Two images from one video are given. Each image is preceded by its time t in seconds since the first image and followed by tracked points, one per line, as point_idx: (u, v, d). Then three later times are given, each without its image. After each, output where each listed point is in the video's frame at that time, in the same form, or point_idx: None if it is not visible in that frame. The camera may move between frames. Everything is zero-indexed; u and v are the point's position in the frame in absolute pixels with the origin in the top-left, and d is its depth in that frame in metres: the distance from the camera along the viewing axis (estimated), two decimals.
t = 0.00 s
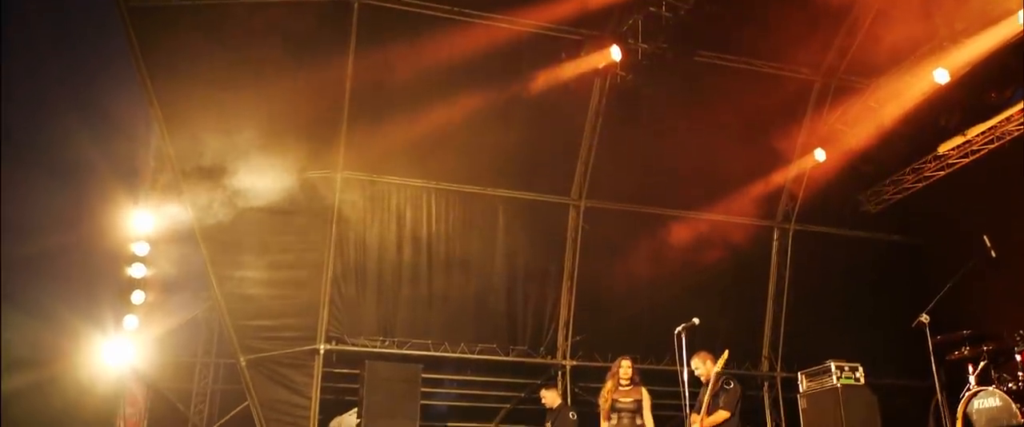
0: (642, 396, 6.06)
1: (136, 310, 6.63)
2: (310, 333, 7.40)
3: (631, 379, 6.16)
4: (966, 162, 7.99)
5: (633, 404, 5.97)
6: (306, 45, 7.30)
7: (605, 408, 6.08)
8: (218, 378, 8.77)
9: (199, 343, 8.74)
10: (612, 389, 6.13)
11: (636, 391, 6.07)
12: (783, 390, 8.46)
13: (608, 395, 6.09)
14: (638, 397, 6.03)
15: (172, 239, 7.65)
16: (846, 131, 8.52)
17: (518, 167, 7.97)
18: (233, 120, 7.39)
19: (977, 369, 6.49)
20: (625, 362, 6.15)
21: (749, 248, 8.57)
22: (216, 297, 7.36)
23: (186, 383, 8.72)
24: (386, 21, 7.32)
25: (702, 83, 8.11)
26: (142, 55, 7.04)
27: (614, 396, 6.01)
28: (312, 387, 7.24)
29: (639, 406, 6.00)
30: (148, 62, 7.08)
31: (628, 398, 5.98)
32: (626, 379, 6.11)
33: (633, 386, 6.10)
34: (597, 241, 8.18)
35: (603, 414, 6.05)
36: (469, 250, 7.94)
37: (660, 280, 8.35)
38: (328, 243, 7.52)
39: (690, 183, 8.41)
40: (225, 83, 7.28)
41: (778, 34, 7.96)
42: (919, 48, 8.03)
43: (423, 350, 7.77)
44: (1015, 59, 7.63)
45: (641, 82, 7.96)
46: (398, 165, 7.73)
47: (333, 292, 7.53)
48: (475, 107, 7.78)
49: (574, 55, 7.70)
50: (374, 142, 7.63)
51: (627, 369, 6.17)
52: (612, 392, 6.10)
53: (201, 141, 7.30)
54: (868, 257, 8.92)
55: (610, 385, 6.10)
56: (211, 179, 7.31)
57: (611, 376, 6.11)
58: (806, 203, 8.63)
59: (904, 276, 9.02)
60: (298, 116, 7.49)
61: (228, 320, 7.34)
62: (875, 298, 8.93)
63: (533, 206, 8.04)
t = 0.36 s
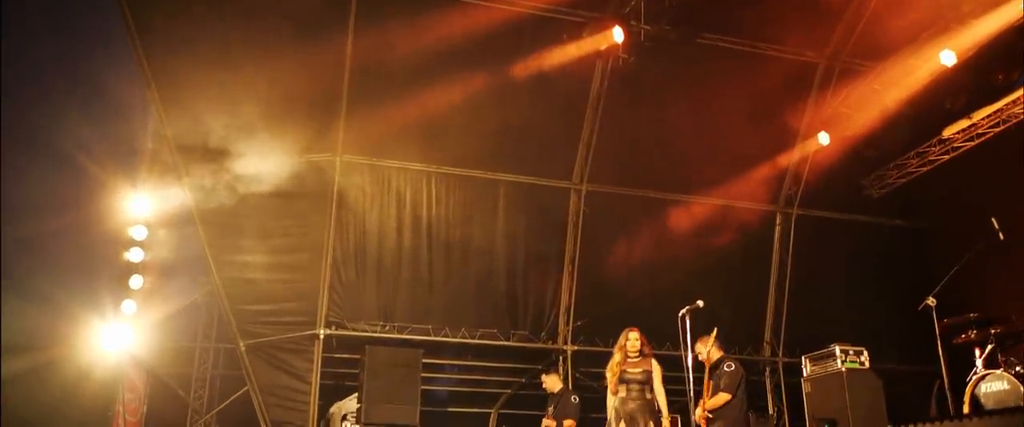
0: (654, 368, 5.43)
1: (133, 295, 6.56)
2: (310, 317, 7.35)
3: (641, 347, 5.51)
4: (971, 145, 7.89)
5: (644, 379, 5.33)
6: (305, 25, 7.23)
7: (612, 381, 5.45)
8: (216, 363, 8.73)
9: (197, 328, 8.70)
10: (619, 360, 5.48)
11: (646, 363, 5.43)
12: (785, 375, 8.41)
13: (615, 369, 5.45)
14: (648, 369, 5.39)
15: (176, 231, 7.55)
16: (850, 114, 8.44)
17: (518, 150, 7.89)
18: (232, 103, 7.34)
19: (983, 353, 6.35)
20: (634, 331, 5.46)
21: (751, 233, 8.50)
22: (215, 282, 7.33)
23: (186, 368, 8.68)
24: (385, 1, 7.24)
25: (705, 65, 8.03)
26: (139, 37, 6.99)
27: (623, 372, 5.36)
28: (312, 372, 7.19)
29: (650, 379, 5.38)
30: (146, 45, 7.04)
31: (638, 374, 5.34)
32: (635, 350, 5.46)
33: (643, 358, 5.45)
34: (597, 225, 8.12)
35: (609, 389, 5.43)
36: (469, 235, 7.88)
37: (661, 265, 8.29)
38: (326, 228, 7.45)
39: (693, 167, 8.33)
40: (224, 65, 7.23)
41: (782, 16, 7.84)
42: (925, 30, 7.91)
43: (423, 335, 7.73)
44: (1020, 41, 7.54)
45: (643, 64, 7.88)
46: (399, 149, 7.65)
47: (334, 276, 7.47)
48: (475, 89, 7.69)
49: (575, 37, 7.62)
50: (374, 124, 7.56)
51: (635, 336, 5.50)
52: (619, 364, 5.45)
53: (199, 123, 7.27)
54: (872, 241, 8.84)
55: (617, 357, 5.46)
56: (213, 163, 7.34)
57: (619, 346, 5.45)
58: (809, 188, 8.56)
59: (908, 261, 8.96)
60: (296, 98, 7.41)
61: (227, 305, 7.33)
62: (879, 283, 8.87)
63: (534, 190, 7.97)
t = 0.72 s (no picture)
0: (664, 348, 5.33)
1: (128, 278, 6.46)
2: (307, 302, 7.30)
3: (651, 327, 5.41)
4: (975, 129, 7.81)
5: (655, 359, 5.24)
6: (302, 6, 7.14)
7: (622, 359, 5.36)
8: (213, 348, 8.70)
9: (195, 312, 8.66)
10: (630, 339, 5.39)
11: (657, 342, 5.33)
12: (784, 360, 8.38)
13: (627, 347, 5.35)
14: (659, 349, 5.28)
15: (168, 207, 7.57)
16: (852, 98, 8.35)
17: (517, 134, 7.81)
18: (229, 85, 7.27)
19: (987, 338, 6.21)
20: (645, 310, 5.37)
21: (751, 218, 8.44)
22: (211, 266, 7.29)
23: (183, 353, 8.65)
24: None
25: (706, 48, 7.95)
26: (134, 18, 6.96)
27: (634, 350, 5.27)
28: (309, 357, 7.14)
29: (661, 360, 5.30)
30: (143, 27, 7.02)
31: (649, 353, 5.24)
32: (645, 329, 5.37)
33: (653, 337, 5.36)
34: (596, 210, 8.05)
35: (619, 366, 5.35)
36: (468, 219, 7.81)
37: (660, 250, 8.24)
38: (323, 212, 7.39)
39: (693, 152, 8.26)
40: (222, 47, 7.16)
41: None
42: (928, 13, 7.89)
43: (421, 320, 7.69)
44: None
45: (643, 47, 7.81)
46: (397, 132, 7.57)
47: (332, 260, 7.42)
48: (474, 71, 7.61)
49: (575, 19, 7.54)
50: (372, 107, 7.47)
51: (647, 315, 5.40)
52: (629, 342, 5.36)
53: (197, 106, 7.24)
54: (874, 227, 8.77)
55: (627, 335, 5.37)
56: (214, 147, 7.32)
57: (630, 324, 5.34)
58: (810, 173, 8.49)
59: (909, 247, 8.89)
60: (294, 80, 7.33)
61: (223, 289, 7.28)
62: (880, 269, 8.80)
63: (533, 174, 7.90)
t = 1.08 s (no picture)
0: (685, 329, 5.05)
1: (128, 264, 6.44)
2: (307, 289, 7.25)
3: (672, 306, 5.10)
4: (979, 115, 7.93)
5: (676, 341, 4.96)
6: None
7: (641, 339, 5.06)
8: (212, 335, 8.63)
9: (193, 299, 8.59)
10: (649, 317, 5.10)
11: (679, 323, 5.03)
12: (786, 347, 8.33)
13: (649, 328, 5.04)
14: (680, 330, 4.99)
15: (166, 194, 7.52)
16: (856, 84, 8.27)
17: (518, 120, 7.73)
18: (227, 70, 7.18)
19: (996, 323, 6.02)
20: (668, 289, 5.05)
21: (754, 205, 8.38)
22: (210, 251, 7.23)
23: (182, 340, 8.60)
24: None
25: (709, 33, 7.86)
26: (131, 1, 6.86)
27: (656, 331, 4.96)
28: (308, 344, 7.10)
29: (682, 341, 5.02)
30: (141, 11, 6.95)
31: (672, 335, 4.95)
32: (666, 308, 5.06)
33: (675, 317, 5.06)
34: (598, 197, 7.99)
35: (638, 347, 5.05)
36: (469, 205, 7.74)
37: (662, 237, 8.18)
38: (323, 198, 7.33)
39: (696, 137, 8.18)
40: (221, 32, 7.08)
41: None
42: None
43: (421, 307, 7.64)
44: None
45: (647, 31, 7.72)
46: (397, 117, 7.49)
47: (332, 246, 7.37)
48: (475, 56, 7.52)
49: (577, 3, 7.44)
50: (371, 92, 7.39)
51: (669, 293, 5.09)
52: (650, 322, 5.05)
53: (194, 90, 7.15)
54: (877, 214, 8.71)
55: (647, 313, 5.09)
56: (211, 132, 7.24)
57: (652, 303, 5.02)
58: (813, 159, 8.41)
59: (912, 234, 8.83)
60: (292, 65, 7.24)
61: (222, 276, 7.22)
62: (883, 257, 8.75)
63: (534, 161, 7.84)
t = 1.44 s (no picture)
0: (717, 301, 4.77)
1: (127, 249, 6.39)
2: (308, 273, 7.21)
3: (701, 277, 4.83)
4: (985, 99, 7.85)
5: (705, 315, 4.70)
6: None
7: (669, 313, 4.85)
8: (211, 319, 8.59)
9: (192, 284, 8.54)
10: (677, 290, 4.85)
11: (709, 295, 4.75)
12: (787, 332, 8.30)
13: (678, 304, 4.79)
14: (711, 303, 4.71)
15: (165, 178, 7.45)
16: (861, 67, 8.20)
17: (519, 103, 7.65)
18: (225, 52, 7.09)
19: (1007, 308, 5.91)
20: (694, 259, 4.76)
21: (757, 190, 8.32)
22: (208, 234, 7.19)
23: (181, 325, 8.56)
24: None
25: (713, 15, 7.73)
26: None
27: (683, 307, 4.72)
28: (309, 329, 7.06)
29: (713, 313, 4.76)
30: None
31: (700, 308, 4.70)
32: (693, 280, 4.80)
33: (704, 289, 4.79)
34: (600, 182, 7.93)
35: (666, 322, 4.85)
36: (470, 189, 7.69)
37: (664, 222, 8.13)
38: (323, 182, 7.28)
39: (698, 121, 8.10)
40: (219, 13, 6.97)
41: None
42: None
43: (422, 291, 7.61)
44: None
45: (650, 13, 7.62)
46: (398, 101, 7.41)
47: (332, 230, 7.33)
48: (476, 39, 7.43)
49: None
50: (372, 75, 7.31)
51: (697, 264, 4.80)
52: (677, 295, 4.81)
53: (195, 74, 7.09)
54: (880, 199, 8.65)
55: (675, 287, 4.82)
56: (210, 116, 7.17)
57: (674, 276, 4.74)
58: (816, 144, 8.34)
59: (915, 219, 8.78)
60: (292, 48, 7.15)
61: (222, 260, 7.17)
62: (886, 242, 8.70)
63: (536, 145, 7.77)
